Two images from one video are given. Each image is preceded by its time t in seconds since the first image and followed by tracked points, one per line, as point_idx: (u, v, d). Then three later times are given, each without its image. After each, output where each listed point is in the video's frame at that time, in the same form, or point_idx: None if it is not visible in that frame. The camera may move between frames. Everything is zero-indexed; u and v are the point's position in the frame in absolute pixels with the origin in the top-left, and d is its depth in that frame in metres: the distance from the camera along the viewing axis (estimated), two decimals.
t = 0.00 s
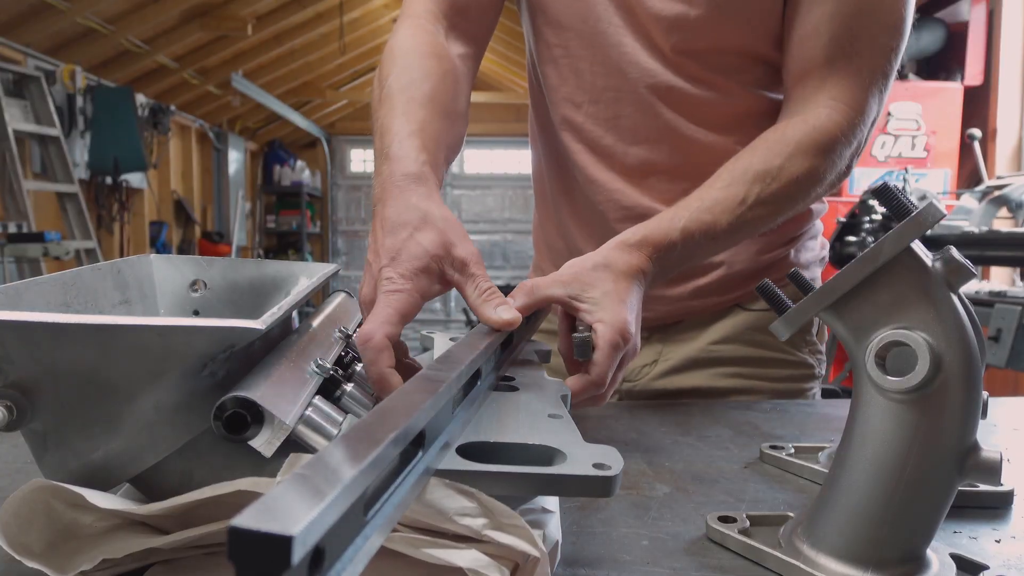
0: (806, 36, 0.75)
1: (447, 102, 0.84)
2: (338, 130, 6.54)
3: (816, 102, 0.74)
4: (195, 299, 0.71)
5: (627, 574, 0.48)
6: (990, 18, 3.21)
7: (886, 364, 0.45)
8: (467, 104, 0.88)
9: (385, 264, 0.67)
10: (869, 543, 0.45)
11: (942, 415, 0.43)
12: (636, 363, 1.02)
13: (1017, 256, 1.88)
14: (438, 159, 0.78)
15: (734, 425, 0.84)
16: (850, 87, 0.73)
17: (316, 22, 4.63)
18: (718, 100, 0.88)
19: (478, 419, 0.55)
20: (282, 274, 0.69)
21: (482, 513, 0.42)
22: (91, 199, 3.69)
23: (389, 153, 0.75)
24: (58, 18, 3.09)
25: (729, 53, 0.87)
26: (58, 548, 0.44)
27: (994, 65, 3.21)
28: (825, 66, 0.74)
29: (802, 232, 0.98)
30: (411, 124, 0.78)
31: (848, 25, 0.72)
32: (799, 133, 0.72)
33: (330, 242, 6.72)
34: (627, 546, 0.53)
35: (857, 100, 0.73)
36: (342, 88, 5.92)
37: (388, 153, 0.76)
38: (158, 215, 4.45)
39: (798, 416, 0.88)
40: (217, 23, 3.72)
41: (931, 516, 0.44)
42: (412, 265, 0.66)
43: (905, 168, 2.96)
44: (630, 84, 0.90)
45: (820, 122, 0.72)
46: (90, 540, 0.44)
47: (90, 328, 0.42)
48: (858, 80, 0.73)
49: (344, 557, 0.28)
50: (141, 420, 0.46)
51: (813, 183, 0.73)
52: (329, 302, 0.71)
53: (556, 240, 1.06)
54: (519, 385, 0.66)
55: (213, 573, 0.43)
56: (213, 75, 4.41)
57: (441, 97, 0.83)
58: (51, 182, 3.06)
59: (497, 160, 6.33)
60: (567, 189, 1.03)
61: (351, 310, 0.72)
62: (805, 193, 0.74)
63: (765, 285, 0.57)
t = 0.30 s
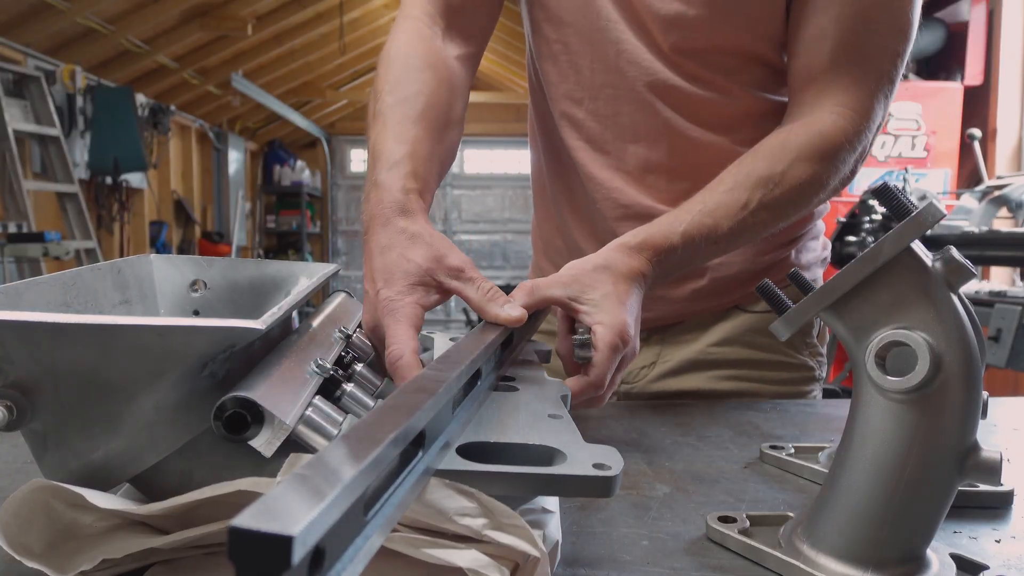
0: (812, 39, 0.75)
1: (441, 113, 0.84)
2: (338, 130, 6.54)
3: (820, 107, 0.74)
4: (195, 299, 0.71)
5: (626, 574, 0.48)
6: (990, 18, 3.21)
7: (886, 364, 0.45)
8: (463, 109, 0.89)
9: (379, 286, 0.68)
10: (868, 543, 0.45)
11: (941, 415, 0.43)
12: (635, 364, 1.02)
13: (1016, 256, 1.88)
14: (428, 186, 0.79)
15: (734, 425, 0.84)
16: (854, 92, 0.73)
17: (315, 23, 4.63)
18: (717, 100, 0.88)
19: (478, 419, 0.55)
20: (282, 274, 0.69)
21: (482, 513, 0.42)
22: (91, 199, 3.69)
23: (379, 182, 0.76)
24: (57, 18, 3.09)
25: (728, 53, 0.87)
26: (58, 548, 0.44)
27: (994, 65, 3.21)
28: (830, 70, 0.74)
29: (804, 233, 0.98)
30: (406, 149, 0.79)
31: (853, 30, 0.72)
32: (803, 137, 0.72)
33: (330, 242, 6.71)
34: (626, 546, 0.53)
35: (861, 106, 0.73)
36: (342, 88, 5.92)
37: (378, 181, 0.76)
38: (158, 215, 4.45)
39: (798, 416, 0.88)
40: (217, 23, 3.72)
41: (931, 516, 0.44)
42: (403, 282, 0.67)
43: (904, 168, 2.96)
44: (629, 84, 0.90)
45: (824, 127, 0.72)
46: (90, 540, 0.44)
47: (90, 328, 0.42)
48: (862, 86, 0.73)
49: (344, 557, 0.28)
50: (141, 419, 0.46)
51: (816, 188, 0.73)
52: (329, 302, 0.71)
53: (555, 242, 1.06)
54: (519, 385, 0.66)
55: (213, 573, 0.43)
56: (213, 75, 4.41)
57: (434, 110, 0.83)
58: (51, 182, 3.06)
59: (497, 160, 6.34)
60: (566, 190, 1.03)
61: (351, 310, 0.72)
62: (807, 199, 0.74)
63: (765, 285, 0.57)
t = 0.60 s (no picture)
0: (815, 31, 0.75)
1: (446, 121, 0.85)
2: (338, 130, 6.54)
3: (828, 98, 0.74)
4: (195, 299, 0.71)
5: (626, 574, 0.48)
6: (990, 18, 3.21)
7: (886, 364, 0.45)
8: (466, 112, 0.90)
9: (380, 289, 0.69)
10: (869, 543, 0.45)
11: (941, 415, 0.43)
12: (639, 366, 1.02)
13: (1016, 256, 1.88)
14: (438, 198, 0.80)
15: (734, 425, 0.84)
16: (862, 80, 0.73)
17: (316, 23, 4.63)
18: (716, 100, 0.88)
19: (477, 419, 0.55)
20: (282, 274, 0.69)
21: (482, 513, 0.42)
22: (91, 199, 3.69)
23: (388, 200, 0.78)
24: (57, 18, 3.09)
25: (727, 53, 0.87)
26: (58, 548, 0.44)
27: (994, 65, 3.21)
28: (834, 62, 0.74)
29: (806, 233, 0.98)
30: (414, 167, 0.80)
31: (856, 18, 0.72)
32: (811, 127, 0.72)
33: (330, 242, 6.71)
34: (627, 546, 0.53)
35: (871, 92, 0.73)
36: (342, 88, 5.92)
37: (388, 199, 0.78)
38: (159, 215, 4.45)
39: (798, 416, 0.88)
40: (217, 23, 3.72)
41: (931, 516, 0.44)
42: (404, 283, 0.68)
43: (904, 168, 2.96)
44: (629, 83, 0.90)
45: (833, 115, 0.72)
46: (90, 540, 0.44)
47: (89, 328, 0.42)
48: (870, 74, 0.73)
49: (345, 557, 0.28)
50: (141, 419, 0.46)
51: (828, 179, 0.73)
52: (329, 302, 0.71)
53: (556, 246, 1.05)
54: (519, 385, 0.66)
55: (213, 573, 0.43)
56: (213, 75, 4.41)
57: (439, 116, 0.85)
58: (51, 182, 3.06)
59: (497, 160, 6.34)
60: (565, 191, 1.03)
61: (351, 310, 0.72)
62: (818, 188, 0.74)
63: (765, 286, 0.57)
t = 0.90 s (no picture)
0: None
1: (449, 133, 0.86)
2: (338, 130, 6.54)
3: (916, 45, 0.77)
4: (195, 298, 0.71)
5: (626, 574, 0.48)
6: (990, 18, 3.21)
7: (886, 364, 0.45)
8: (470, 133, 0.90)
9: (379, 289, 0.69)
10: (869, 543, 0.45)
11: (941, 415, 0.43)
12: (644, 368, 1.02)
13: (1017, 255, 1.88)
14: (439, 200, 0.81)
15: (734, 425, 0.84)
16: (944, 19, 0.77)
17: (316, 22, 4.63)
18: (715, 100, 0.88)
19: (477, 419, 0.55)
20: (282, 274, 0.69)
21: (482, 513, 0.42)
22: (91, 199, 3.69)
23: (389, 200, 0.78)
24: (57, 18, 3.09)
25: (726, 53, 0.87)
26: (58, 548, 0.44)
27: (994, 65, 3.21)
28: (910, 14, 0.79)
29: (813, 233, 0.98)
30: (415, 171, 0.80)
31: None
32: (911, 72, 0.75)
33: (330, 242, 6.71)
34: (626, 546, 0.53)
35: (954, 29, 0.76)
36: (342, 88, 5.92)
37: (388, 199, 0.78)
38: (159, 215, 4.45)
39: (798, 416, 0.88)
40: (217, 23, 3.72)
41: (931, 517, 0.44)
42: (403, 283, 0.68)
43: (904, 168, 2.96)
44: (629, 84, 0.90)
45: (923, 58, 0.75)
46: (90, 539, 0.44)
47: (88, 328, 0.42)
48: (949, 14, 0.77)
49: (345, 557, 0.28)
50: (140, 419, 0.46)
51: (930, 116, 0.76)
52: (329, 302, 0.71)
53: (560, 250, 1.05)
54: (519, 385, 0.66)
55: (213, 573, 0.43)
56: (213, 75, 4.41)
57: (441, 127, 0.85)
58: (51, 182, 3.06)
59: (497, 161, 6.33)
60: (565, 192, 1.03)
61: (351, 310, 0.72)
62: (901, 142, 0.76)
63: (765, 285, 0.57)
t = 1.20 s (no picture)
0: None
1: (452, 138, 0.86)
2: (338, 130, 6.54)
3: None
4: (195, 298, 0.71)
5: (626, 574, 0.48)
6: (990, 18, 3.21)
7: (886, 364, 0.45)
8: (476, 144, 0.90)
9: (378, 289, 0.69)
10: (869, 543, 0.45)
11: (941, 415, 0.43)
12: (663, 370, 1.01)
13: (1017, 256, 1.88)
14: (438, 200, 0.81)
15: (734, 425, 0.84)
16: None
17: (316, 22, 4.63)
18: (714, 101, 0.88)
19: (477, 420, 0.55)
20: (282, 274, 0.69)
21: (482, 513, 0.42)
22: (91, 199, 3.69)
23: (387, 199, 0.79)
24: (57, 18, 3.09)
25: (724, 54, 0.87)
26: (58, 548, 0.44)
27: (994, 65, 3.21)
28: None
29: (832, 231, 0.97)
30: (417, 171, 0.81)
31: None
32: None
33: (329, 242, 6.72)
34: (627, 546, 0.52)
35: None
36: (342, 88, 5.92)
37: (388, 198, 0.79)
38: (158, 215, 4.45)
39: (798, 416, 0.88)
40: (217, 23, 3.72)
41: (931, 516, 0.44)
42: (403, 283, 0.68)
43: (904, 168, 2.96)
44: (627, 84, 0.90)
45: None
46: (90, 539, 0.44)
47: (88, 329, 0.42)
48: None
49: (344, 557, 0.28)
50: (141, 420, 0.46)
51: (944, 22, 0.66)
52: (329, 302, 0.71)
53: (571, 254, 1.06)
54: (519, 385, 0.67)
55: (213, 573, 0.43)
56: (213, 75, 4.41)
57: (445, 133, 0.86)
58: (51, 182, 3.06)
59: (497, 161, 6.33)
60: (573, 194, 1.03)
61: (351, 310, 0.72)
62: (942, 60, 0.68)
63: (765, 285, 0.57)
